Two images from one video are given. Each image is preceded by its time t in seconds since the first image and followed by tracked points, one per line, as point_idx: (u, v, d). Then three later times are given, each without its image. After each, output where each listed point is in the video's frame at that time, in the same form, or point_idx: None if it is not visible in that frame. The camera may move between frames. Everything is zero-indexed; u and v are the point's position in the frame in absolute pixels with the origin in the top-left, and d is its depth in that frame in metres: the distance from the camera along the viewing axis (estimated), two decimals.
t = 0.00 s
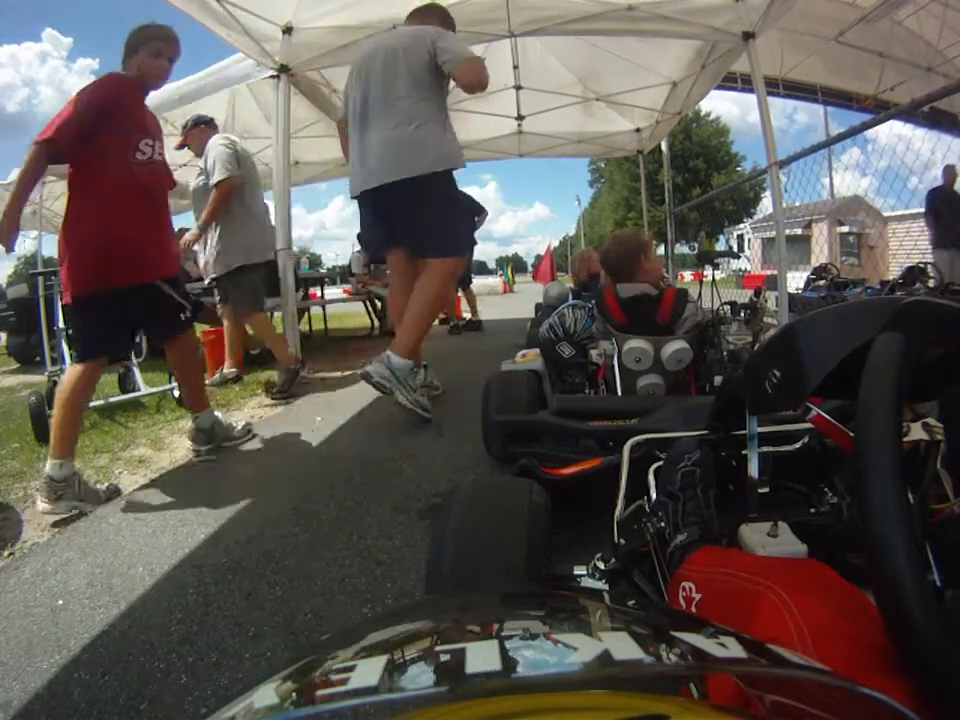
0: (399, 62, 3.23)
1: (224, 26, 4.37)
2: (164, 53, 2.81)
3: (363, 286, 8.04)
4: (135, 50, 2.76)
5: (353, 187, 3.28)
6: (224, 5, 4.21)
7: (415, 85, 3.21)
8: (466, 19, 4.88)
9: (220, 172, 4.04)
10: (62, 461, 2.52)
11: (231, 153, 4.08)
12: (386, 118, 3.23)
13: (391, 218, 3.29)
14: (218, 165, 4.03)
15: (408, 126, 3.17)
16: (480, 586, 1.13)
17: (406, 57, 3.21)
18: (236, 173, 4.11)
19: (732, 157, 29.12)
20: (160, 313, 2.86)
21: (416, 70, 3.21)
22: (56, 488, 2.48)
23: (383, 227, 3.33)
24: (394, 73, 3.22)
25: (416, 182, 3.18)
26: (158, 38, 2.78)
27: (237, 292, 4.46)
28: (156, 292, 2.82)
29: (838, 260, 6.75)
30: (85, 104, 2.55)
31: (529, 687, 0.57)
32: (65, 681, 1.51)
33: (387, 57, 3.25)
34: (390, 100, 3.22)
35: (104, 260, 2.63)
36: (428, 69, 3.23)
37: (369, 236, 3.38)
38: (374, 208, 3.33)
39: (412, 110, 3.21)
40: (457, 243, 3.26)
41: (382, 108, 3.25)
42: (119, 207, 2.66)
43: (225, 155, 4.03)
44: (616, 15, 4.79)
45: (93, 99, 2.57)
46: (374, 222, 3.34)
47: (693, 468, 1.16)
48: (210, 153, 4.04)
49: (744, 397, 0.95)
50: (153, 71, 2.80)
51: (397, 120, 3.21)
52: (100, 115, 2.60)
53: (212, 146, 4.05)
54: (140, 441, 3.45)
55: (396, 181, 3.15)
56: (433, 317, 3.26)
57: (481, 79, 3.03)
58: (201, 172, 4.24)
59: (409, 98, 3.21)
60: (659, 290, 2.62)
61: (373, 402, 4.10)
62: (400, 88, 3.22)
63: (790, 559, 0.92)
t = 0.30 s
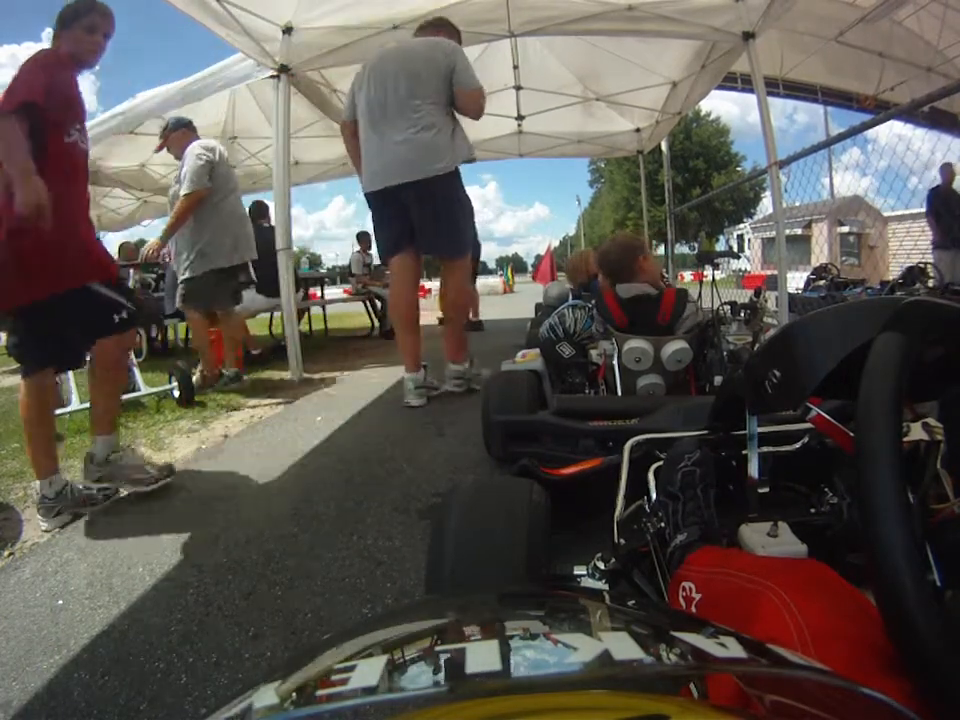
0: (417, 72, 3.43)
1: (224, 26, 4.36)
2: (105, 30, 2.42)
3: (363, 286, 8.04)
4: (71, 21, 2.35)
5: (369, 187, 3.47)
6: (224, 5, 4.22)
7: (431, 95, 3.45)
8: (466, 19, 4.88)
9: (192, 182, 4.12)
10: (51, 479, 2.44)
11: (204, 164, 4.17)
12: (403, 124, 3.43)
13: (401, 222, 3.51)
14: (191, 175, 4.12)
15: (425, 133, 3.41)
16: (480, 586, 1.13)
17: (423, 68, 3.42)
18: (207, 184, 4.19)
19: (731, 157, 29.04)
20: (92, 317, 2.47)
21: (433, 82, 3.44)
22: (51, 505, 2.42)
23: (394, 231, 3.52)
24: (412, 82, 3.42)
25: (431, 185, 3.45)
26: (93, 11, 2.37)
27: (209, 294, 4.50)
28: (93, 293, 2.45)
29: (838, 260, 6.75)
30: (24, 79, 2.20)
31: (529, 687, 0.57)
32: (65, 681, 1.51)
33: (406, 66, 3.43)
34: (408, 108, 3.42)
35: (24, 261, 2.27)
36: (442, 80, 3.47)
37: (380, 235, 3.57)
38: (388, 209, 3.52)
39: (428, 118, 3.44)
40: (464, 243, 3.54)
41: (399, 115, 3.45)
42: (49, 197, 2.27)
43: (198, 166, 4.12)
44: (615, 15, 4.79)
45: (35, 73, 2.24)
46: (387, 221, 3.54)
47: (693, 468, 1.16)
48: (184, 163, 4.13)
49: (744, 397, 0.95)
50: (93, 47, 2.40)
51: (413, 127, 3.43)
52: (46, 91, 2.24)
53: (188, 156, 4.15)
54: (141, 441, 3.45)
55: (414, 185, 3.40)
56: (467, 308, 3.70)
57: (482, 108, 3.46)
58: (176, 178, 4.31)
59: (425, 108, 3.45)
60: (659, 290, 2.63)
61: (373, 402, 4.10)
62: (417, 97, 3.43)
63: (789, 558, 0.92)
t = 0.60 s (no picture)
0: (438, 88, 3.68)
1: (224, 26, 4.37)
2: (54, 20, 2.20)
3: (363, 286, 8.05)
4: (10, 4, 2.06)
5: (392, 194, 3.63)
6: (224, 5, 4.22)
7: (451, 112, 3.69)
8: (466, 19, 4.88)
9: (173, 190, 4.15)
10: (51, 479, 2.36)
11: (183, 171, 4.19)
12: (426, 137, 3.65)
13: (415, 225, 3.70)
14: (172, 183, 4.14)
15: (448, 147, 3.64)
16: (480, 586, 1.13)
17: (444, 86, 3.67)
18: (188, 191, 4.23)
19: (731, 157, 29.01)
20: None
21: (452, 99, 3.70)
22: (52, 506, 2.36)
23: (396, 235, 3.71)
24: (434, 98, 3.66)
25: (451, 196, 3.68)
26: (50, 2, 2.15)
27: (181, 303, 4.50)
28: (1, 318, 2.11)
29: (838, 260, 6.75)
30: None
31: (529, 687, 0.57)
32: (65, 681, 1.51)
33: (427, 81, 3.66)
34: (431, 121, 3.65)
35: None
36: (459, 97, 3.73)
37: (395, 239, 3.72)
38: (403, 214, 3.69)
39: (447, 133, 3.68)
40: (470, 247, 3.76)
41: (421, 128, 3.68)
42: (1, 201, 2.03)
43: (178, 174, 4.15)
44: (615, 15, 4.79)
45: None
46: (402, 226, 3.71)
47: (693, 468, 1.16)
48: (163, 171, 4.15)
49: (744, 397, 0.95)
50: (32, 35, 2.13)
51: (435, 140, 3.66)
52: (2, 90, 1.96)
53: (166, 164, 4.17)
54: (141, 441, 3.45)
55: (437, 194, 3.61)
56: (472, 306, 3.88)
57: (497, 124, 3.71)
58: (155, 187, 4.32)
59: (445, 123, 3.69)
60: (658, 290, 2.63)
61: (373, 402, 4.10)
62: (438, 112, 3.68)
63: (790, 558, 0.92)
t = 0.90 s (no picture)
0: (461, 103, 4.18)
1: (223, 25, 4.36)
2: None
3: (363, 286, 8.04)
4: None
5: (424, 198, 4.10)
6: (224, 5, 4.22)
7: (473, 125, 4.19)
8: (466, 19, 4.88)
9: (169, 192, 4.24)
10: None
11: (174, 173, 4.28)
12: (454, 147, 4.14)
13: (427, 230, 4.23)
14: (168, 184, 4.23)
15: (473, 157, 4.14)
16: (480, 587, 1.13)
17: (467, 101, 4.17)
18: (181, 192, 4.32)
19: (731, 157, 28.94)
20: None
21: (473, 113, 4.20)
22: None
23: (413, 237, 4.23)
24: (459, 112, 4.15)
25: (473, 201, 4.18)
26: None
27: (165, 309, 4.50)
28: None
29: (838, 260, 6.75)
30: None
31: (529, 687, 0.57)
32: (65, 681, 1.51)
33: (452, 97, 4.15)
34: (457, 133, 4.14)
35: None
36: (479, 111, 4.23)
37: (416, 242, 4.23)
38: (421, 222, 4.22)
39: (471, 144, 4.18)
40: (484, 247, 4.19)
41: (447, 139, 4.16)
42: None
43: (172, 176, 4.24)
44: (615, 15, 4.78)
45: None
46: (423, 232, 4.25)
47: (693, 468, 1.16)
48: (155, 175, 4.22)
49: (743, 397, 0.95)
50: None
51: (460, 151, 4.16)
52: None
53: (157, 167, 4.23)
54: (141, 441, 3.45)
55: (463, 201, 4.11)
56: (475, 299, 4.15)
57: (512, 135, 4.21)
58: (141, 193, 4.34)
59: (469, 135, 4.19)
60: (659, 290, 2.63)
61: (373, 402, 4.10)
62: (463, 125, 4.17)
63: (790, 558, 0.92)
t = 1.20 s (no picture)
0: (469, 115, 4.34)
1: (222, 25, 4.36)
2: None
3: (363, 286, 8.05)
4: None
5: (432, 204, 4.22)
6: (224, 5, 4.22)
7: (481, 136, 4.34)
8: (466, 19, 4.87)
9: (164, 201, 4.37)
10: None
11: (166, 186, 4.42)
12: (462, 156, 4.27)
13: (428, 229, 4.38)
14: (163, 193, 4.36)
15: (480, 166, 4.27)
16: (480, 587, 1.13)
17: (475, 114, 4.33)
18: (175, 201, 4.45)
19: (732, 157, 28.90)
20: None
21: (481, 125, 4.35)
22: None
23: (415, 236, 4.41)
24: (467, 123, 4.30)
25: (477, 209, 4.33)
26: None
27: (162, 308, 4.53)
28: None
29: (838, 260, 6.75)
30: None
31: (529, 687, 0.57)
32: (66, 682, 1.51)
33: (461, 110, 4.31)
34: (465, 143, 4.27)
35: None
36: (485, 125, 4.38)
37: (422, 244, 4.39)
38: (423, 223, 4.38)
39: (478, 154, 4.32)
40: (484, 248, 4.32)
41: (455, 149, 4.29)
42: None
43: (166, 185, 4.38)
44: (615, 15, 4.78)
45: None
46: (427, 236, 4.39)
47: (693, 468, 1.16)
48: (148, 185, 4.34)
49: (743, 397, 0.95)
50: None
51: (467, 160, 4.29)
52: None
53: (148, 179, 4.35)
54: (141, 441, 3.45)
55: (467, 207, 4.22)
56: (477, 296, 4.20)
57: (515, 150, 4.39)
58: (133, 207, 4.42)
59: (477, 145, 4.33)
60: (659, 290, 2.64)
61: (373, 402, 4.10)
62: (471, 136, 4.31)
63: (789, 559, 0.92)
